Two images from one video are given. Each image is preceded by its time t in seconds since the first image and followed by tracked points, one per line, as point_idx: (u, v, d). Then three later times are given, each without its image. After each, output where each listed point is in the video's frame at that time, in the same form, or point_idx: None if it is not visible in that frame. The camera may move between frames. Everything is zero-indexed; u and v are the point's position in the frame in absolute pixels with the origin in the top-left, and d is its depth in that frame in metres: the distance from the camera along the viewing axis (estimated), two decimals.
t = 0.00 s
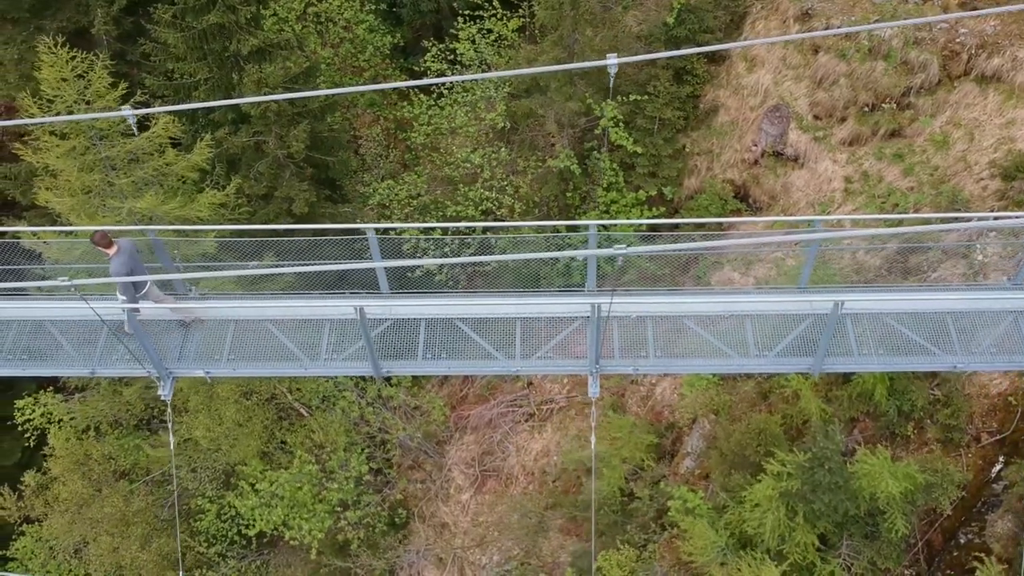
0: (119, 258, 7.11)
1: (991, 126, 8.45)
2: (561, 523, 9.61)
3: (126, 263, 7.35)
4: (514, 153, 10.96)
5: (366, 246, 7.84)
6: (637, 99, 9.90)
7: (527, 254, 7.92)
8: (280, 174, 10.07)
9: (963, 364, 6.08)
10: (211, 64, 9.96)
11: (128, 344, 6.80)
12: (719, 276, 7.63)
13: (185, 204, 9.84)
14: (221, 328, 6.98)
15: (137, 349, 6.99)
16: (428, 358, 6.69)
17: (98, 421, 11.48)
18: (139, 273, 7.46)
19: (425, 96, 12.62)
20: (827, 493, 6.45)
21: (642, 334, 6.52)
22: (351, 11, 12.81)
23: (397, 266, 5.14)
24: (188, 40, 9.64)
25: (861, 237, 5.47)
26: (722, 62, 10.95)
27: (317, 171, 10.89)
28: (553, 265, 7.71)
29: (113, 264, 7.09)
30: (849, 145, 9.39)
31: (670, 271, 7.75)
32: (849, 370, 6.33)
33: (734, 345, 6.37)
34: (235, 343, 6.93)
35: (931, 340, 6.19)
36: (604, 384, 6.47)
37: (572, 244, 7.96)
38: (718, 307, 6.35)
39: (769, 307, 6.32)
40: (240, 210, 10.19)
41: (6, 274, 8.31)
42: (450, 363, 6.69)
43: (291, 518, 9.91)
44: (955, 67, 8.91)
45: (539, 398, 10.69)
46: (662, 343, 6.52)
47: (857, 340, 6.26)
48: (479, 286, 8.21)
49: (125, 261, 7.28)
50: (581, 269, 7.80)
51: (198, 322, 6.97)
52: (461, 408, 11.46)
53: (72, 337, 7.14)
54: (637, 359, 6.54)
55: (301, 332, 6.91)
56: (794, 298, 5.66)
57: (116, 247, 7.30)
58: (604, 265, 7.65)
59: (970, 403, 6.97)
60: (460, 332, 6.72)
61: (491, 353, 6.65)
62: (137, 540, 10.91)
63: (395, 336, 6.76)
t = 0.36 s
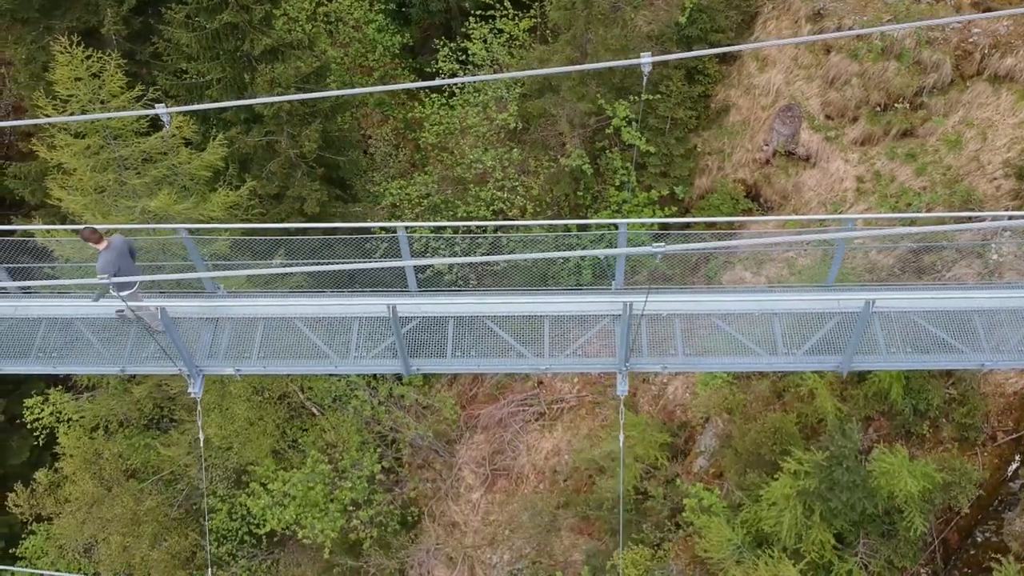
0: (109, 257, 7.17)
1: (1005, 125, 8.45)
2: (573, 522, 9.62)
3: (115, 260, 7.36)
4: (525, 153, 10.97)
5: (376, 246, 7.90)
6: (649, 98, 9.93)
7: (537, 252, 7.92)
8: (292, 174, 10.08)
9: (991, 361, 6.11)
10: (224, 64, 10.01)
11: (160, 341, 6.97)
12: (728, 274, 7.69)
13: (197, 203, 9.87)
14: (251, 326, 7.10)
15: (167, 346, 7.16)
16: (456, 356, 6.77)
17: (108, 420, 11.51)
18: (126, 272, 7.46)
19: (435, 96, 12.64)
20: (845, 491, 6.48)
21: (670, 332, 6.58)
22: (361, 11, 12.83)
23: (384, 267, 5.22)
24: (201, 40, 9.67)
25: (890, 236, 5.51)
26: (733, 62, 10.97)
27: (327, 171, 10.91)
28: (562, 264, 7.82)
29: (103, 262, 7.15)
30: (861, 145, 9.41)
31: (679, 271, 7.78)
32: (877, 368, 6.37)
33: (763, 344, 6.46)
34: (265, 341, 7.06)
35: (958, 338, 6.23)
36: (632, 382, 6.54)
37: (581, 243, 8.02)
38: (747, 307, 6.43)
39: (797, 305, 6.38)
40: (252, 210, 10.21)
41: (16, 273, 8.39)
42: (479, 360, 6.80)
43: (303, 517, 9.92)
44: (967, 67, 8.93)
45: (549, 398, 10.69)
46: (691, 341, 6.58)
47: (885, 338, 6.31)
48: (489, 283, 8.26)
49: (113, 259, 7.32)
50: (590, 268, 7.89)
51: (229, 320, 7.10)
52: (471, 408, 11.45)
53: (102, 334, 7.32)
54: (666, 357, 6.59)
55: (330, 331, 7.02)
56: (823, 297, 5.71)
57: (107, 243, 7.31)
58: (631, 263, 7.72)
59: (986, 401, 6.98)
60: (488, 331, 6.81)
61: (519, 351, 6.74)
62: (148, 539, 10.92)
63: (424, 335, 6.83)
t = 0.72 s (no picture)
0: (106, 254, 7.27)
1: (1019, 124, 8.45)
2: (585, 521, 9.64)
3: (112, 255, 7.45)
4: (537, 153, 10.99)
5: (387, 245, 8.03)
6: (662, 97, 9.98)
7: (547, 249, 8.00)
8: (305, 173, 10.10)
9: (1019, 358, 6.12)
10: (238, 63, 10.02)
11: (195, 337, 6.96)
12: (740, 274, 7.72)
13: (211, 203, 9.91)
14: (283, 324, 7.16)
15: (202, 342, 7.15)
16: (488, 353, 6.80)
17: (120, 419, 11.56)
18: (122, 268, 7.53)
19: (446, 96, 12.69)
20: (865, 488, 6.52)
21: (700, 330, 6.63)
22: (371, 11, 12.87)
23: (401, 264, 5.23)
24: (214, 40, 9.69)
25: (922, 231, 5.55)
26: (745, 61, 11.00)
27: (339, 171, 10.92)
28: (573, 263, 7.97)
29: (101, 258, 7.26)
30: (873, 144, 9.43)
31: (692, 270, 7.92)
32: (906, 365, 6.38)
33: (793, 341, 6.50)
34: (296, 338, 7.08)
35: (986, 335, 6.25)
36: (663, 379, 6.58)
37: (593, 242, 8.17)
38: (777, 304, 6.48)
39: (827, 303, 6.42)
40: (266, 209, 10.23)
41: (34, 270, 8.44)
42: (509, 358, 6.81)
43: (318, 515, 9.94)
44: (981, 66, 8.94)
45: (561, 396, 10.69)
46: (721, 339, 6.62)
47: (914, 335, 6.33)
48: (498, 281, 8.29)
49: (111, 253, 7.40)
50: (603, 266, 8.08)
51: (260, 317, 7.17)
52: (483, 407, 11.46)
53: (134, 333, 7.32)
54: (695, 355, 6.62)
55: (361, 328, 7.04)
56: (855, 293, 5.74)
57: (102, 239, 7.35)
58: (658, 262, 7.78)
59: (1003, 399, 7.00)
60: (519, 328, 6.86)
61: (550, 349, 6.75)
62: (160, 538, 10.97)
63: (455, 332, 6.87)
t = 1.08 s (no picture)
0: (106, 256, 7.36)
1: None
2: (599, 520, 9.65)
3: (111, 258, 7.54)
4: (549, 153, 11.02)
5: (400, 245, 8.13)
6: (675, 98, 10.03)
7: (559, 249, 8.07)
8: (319, 173, 10.14)
9: None
10: (252, 64, 10.04)
11: (232, 335, 7.01)
12: (754, 272, 7.80)
13: (227, 203, 9.95)
14: (317, 322, 7.22)
15: (238, 340, 7.19)
16: (519, 352, 6.80)
17: (132, 419, 11.60)
18: (122, 268, 7.65)
19: (457, 96, 12.74)
20: (885, 486, 6.56)
21: (733, 328, 6.67)
22: (382, 12, 12.92)
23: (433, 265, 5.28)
24: (229, 41, 9.72)
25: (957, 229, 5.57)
26: (757, 62, 11.05)
27: (351, 171, 10.92)
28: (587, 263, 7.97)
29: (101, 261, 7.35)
30: (887, 143, 9.46)
31: (706, 268, 7.87)
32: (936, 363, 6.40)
33: (824, 340, 6.52)
34: (330, 336, 7.12)
35: (1015, 333, 6.28)
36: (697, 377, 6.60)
37: (607, 242, 8.12)
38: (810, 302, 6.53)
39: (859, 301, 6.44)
40: (280, 209, 10.26)
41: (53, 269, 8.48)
42: (541, 357, 6.80)
43: (333, 514, 9.98)
44: (995, 66, 8.97)
45: (573, 396, 10.69)
46: (754, 337, 6.65)
47: (945, 334, 6.34)
48: (506, 281, 8.29)
49: (110, 256, 7.49)
50: (616, 266, 8.08)
51: (295, 315, 7.25)
52: (496, 406, 11.48)
53: (170, 329, 7.38)
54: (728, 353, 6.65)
55: (394, 326, 7.08)
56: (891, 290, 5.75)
57: (100, 242, 7.41)
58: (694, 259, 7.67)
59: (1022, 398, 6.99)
60: (552, 327, 6.88)
61: (582, 347, 6.76)
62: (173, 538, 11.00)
63: (488, 330, 6.91)
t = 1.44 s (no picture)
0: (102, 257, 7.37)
1: None
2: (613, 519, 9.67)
3: (106, 259, 7.55)
4: (562, 153, 11.06)
5: (414, 244, 8.14)
6: (690, 98, 10.10)
7: (572, 249, 8.04)
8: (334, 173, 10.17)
9: None
10: (267, 64, 10.06)
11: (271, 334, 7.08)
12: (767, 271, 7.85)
13: (244, 202, 10.01)
14: (352, 320, 7.24)
15: (274, 338, 7.25)
16: (554, 350, 6.90)
17: (146, 418, 11.65)
18: (117, 270, 7.66)
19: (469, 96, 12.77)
20: (907, 484, 6.61)
21: (766, 326, 6.72)
22: (395, 12, 12.96)
23: (454, 265, 5.35)
24: (245, 41, 9.73)
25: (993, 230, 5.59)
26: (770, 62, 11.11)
27: (365, 171, 10.93)
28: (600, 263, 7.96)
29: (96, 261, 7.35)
30: (901, 143, 9.48)
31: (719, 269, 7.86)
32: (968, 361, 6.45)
33: (857, 338, 6.57)
34: (366, 334, 7.15)
35: None
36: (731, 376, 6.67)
37: (620, 242, 8.08)
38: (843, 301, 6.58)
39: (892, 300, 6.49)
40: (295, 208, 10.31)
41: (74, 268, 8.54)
42: (576, 356, 6.88)
43: (350, 512, 10.04)
44: (1010, 66, 8.95)
45: (586, 395, 10.69)
46: (787, 335, 6.70)
47: (978, 333, 6.38)
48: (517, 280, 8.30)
49: (105, 257, 7.51)
50: (628, 267, 7.99)
51: (330, 314, 7.29)
52: (509, 406, 11.44)
53: (205, 328, 7.39)
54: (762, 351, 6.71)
55: (429, 325, 7.10)
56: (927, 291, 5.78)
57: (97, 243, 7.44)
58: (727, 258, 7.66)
59: None
60: (587, 326, 6.90)
61: (616, 346, 6.83)
62: (187, 537, 11.05)
63: (523, 328, 6.97)
